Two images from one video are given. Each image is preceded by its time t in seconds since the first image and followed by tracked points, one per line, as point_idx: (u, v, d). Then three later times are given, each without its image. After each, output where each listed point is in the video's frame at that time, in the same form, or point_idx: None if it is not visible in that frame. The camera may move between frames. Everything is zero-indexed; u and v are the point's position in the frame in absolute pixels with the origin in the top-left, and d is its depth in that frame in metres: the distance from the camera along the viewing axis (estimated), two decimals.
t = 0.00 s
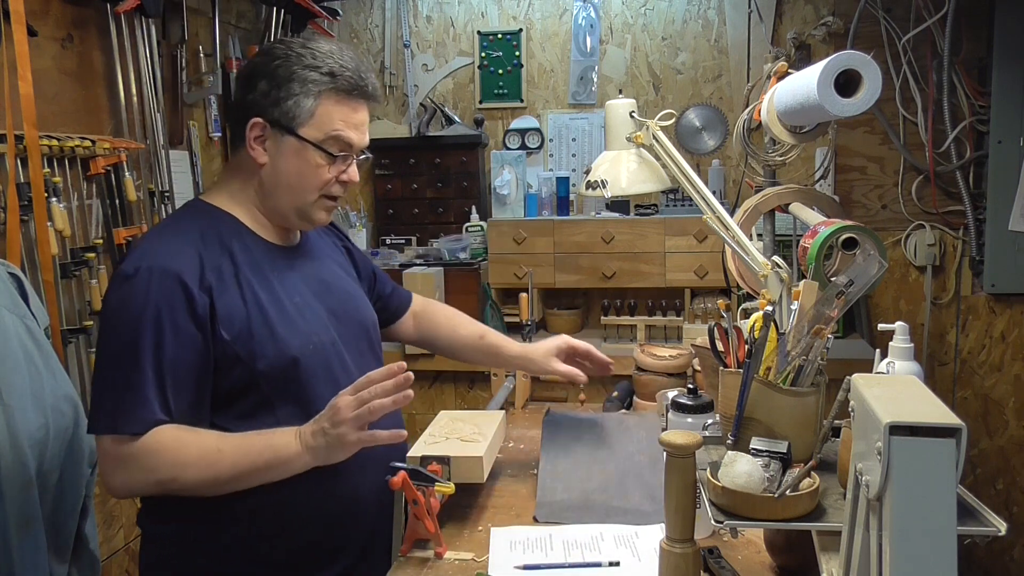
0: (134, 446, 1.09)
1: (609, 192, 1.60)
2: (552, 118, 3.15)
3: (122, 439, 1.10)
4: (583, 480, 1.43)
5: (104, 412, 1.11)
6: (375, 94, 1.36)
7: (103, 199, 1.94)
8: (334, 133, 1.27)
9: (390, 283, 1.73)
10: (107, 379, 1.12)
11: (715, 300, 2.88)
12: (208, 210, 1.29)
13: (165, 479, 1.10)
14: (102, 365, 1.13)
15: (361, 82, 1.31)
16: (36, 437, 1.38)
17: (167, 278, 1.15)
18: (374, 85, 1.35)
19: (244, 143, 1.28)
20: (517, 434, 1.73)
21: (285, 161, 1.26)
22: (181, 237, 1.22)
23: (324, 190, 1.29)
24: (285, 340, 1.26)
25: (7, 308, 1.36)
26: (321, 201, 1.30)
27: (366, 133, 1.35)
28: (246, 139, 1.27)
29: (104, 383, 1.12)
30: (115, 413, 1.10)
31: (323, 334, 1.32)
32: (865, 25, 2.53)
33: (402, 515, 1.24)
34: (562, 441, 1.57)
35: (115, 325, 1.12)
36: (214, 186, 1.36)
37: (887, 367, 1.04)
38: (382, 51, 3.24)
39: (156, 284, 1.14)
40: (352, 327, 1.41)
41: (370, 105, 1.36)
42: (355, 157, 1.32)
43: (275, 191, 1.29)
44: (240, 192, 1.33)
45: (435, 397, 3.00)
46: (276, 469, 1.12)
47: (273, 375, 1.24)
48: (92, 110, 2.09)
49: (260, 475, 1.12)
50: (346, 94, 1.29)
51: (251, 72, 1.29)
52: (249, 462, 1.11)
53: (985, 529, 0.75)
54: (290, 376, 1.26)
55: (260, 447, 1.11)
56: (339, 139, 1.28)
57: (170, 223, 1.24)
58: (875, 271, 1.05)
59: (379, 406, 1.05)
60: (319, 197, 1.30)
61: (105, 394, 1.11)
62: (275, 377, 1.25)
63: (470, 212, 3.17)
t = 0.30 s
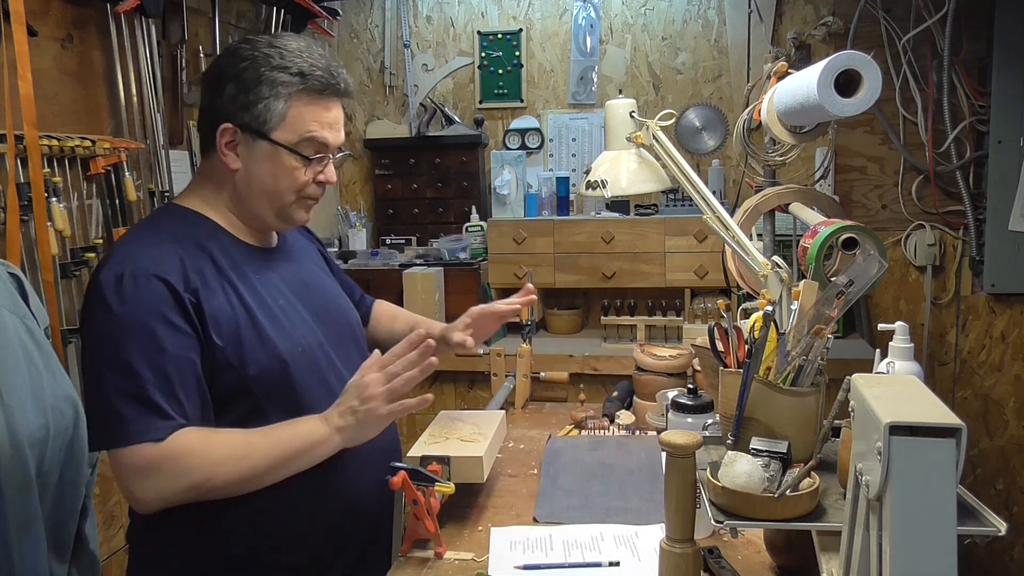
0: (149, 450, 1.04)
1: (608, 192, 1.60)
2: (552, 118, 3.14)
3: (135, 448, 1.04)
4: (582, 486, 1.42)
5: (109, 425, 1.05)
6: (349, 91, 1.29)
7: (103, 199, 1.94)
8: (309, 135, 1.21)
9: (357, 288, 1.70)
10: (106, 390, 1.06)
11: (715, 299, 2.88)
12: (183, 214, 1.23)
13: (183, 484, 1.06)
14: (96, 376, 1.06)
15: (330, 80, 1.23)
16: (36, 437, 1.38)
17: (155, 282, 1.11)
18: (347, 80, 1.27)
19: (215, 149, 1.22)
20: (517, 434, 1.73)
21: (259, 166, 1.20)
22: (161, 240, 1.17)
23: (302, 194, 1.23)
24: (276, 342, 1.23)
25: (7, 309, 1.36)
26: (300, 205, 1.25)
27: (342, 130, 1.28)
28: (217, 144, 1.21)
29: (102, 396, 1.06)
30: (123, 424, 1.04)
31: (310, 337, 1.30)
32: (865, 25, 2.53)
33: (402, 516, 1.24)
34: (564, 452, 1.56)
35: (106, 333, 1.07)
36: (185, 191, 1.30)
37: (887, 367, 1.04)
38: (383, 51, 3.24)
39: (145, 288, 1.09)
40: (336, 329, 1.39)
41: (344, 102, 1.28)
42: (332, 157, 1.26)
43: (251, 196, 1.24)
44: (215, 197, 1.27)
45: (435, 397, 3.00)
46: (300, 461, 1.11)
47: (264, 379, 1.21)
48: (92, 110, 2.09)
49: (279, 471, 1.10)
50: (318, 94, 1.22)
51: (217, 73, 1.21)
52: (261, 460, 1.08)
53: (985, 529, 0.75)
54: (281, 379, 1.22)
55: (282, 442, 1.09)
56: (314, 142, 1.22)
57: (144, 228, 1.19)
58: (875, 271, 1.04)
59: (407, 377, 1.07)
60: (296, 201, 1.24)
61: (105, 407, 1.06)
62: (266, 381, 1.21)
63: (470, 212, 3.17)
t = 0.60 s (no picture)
0: (204, 451, 1.03)
1: (609, 192, 1.60)
2: (552, 118, 3.14)
3: (190, 452, 1.03)
4: (583, 487, 1.43)
5: (154, 436, 1.03)
6: (309, 79, 1.23)
7: (103, 199, 1.94)
8: (269, 129, 1.16)
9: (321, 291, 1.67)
10: (140, 402, 1.03)
11: (715, 300, 2.88)
12: (166, 223, 1.19)
13: (200, 486, 1.04)
14: (124, 390, 1.03)
15: (285, 69, 1.17)
16: (36, 437, 1.38)
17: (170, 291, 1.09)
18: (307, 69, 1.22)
19: (178, 157, 1.19)
20: (517, 434, 1.73)
21: (225, 170, 1.17)
22: (151, 251, 1.14)
23: (275, 193, 1.19)
24: (274, 349, 1.22)
25: (7, 309, 1.36)
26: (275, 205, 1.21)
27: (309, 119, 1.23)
28: (179, 149, 1.17)
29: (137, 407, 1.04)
30: (174, 431, 1.03)
31: (303, 342, 1.29)
32: (865, 25, 2.53)
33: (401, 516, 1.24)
34: (564, 453, 1.56)
35: (131, 346, 1.04)
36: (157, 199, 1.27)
37: (887, 367, 1.04)
38: (383, 51, 3.24)
39: (152, 300, 1.07)
40: (324, 332, 1.38)
41: (307, 93, 1.23)
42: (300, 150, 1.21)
43: (222, 201, 1.20)
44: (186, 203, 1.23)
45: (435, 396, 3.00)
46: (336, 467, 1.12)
47: (263, 384, 1.21)
48: (91, 110, 2.09)
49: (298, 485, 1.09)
50: (273, 86, 1.16)
51: (174, 80, 1.19)
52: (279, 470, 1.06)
53: (985, 529, 0.75)
54: (279, 384, 1.23)
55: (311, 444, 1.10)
56: (276, 135, 1.17)
57: (129, 239, 1.15)
58: (875, 271, 1.04)
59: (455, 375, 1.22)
60: (271, 204, 1.21)
61: (142, 419, 1.03)
62: (265, 387, 1.21)
63: (470, 212, 3.17)
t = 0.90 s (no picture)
0: (205, 440, 1.04)
1: (609, 192, 1.60)
2: (552, 118, 3.14)
3: (191, 442, 1.04)
4: (582, 487, 1.43)
5: (153, 428, 1.05)
6: (208, 35, 1.25)
7: (103, 199, 1.94)
8: (164, 93, 1.19)
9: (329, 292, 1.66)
10: (137, 397, 1.04)
11: (715, 300, 2.88)
12: (152, 226, 1.21)
13: (204, 473, 1.06)
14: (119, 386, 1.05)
15: (171, 31, 1.21)
16: (36, 437, 1.38)
17: (154, 290, 1.10)
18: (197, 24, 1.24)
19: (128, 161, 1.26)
20: (517, 434, 1.73)
21: (152, 149, 1.21)
22: (138, 252, 1.14)
23: (201, 154, 1.21)
24: (265, 346, 1.22)
25: (7, 309, 1.36)
26: (209, 168, 1.21)
27: (217, 71, 1.24)
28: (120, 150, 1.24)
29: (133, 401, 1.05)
30: (173, 423, 1.04)
31: (297, 339, 1.28)
32: (865, 25, 2.53)
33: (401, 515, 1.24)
34: (564, 453, 1.56)
35: (123, 342, 1.05)
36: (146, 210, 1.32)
37: (887, 367, 1.04)
38: (382, 50, 3.24)
39: (138, 298, 1.08)
40: (324, 328, 1.37)
41: (206, 48, 1.25)
42: (213, 105, 1.22)
43: (169, 185, 1.23)
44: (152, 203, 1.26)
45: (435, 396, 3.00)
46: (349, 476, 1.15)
47: (257, 380, 1.21)
48: (91, 111, 2.09)
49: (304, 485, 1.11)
50: (160, 51, 1.20)
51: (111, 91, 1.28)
52: (289, 465, 1.08)
53: (985, 529, 0.74)
54: (274, 380, 1.23)
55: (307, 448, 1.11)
56: (172, 95, 1.19)
57: (117, 241, 1.17)
58: (875, 271, 1.04)
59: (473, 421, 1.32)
60: (205, 168, 1.22)
61: (140, 413, 1.05)
62: (259, 382, 1.21)
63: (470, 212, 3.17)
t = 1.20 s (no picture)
0: (187, 434, 1.08)
1: (609, 192, 1.60)
2: (552, 118, 3.14)
3: (175, 435, 1.09)
4: (582, 486, 1.43)
5: (144, 421, 1.09)
6: (187, 36, 1.26)
7: (103, 199, 1.94)
8: (151, 98, 1.21)
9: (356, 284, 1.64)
10: (127, 391, 1.09)
11: (715, 300, 2.88)
12: (151, 224, 1.24)
13: (193, 460, 1.10)
14: (110, 381, 1.10)
15: (151, 37, 1.22)
16: (35, 438, 1.38)
17: (141, 288, 1.13)
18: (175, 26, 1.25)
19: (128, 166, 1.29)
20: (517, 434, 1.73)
21: (147, 154, 1.24)
22: (131, 251, 1.18)
23: (192, 155, 1.22)
24: (258, 339, 1.22)
25: (7, 309, 1.36)
26: (202, 167, 1.23)
27: (201, 71, 1.25)
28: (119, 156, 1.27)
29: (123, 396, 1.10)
30: (157, 417, 1.08)
31: (295, 330, 1.27)
32: (865, 25, 2.53)
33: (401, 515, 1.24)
34: (564, 453, 1.56)
35: (112, 339, 1.10)
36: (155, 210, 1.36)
37: (887, 367, 1.04)
38: (382, 51, 3.24)
39: (125, 298, 1.12)
40: (331, 321, 1.35)
41: (187, 48, 1.26)
42: (200, 106, 1.23)
43: (166, 187, 1.26)
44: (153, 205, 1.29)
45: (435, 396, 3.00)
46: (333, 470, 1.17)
47: (253, 371, 1.22)
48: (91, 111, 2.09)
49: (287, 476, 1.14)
50: (141, 57, 1.21)
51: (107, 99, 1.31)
52: (272, 459, 1.12)
53: (985, 529, 0.74)
54: (271, 371, 1.23)
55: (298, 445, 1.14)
56: (159, 100, 1.21)
57: (119, 241, 1.21)
58: (875, 271, 1.04)
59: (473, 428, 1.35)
60: (198, 168, 1.23)
61: (130, 406, 1.09)
62: (257, 374, 1.22)
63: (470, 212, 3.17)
